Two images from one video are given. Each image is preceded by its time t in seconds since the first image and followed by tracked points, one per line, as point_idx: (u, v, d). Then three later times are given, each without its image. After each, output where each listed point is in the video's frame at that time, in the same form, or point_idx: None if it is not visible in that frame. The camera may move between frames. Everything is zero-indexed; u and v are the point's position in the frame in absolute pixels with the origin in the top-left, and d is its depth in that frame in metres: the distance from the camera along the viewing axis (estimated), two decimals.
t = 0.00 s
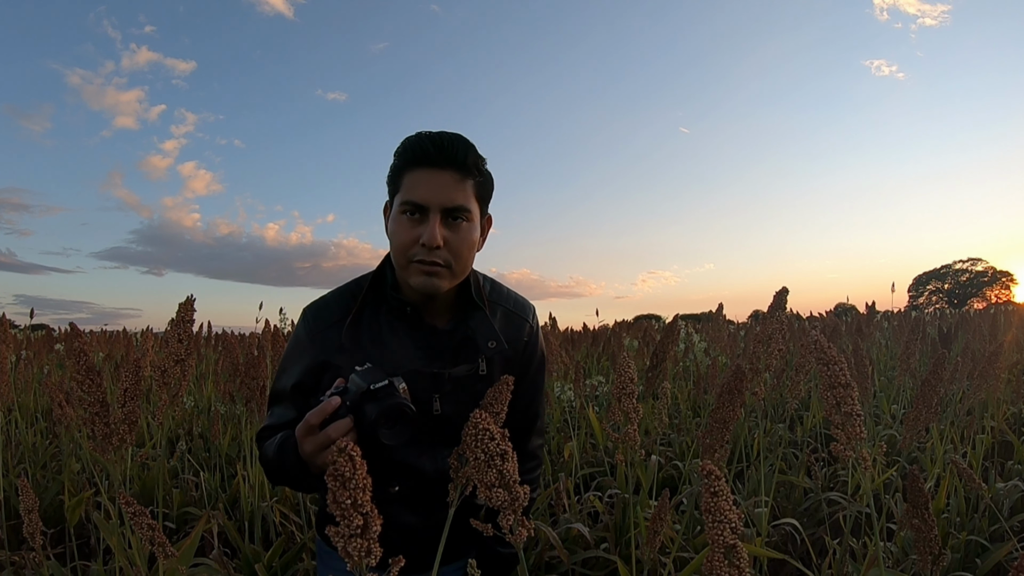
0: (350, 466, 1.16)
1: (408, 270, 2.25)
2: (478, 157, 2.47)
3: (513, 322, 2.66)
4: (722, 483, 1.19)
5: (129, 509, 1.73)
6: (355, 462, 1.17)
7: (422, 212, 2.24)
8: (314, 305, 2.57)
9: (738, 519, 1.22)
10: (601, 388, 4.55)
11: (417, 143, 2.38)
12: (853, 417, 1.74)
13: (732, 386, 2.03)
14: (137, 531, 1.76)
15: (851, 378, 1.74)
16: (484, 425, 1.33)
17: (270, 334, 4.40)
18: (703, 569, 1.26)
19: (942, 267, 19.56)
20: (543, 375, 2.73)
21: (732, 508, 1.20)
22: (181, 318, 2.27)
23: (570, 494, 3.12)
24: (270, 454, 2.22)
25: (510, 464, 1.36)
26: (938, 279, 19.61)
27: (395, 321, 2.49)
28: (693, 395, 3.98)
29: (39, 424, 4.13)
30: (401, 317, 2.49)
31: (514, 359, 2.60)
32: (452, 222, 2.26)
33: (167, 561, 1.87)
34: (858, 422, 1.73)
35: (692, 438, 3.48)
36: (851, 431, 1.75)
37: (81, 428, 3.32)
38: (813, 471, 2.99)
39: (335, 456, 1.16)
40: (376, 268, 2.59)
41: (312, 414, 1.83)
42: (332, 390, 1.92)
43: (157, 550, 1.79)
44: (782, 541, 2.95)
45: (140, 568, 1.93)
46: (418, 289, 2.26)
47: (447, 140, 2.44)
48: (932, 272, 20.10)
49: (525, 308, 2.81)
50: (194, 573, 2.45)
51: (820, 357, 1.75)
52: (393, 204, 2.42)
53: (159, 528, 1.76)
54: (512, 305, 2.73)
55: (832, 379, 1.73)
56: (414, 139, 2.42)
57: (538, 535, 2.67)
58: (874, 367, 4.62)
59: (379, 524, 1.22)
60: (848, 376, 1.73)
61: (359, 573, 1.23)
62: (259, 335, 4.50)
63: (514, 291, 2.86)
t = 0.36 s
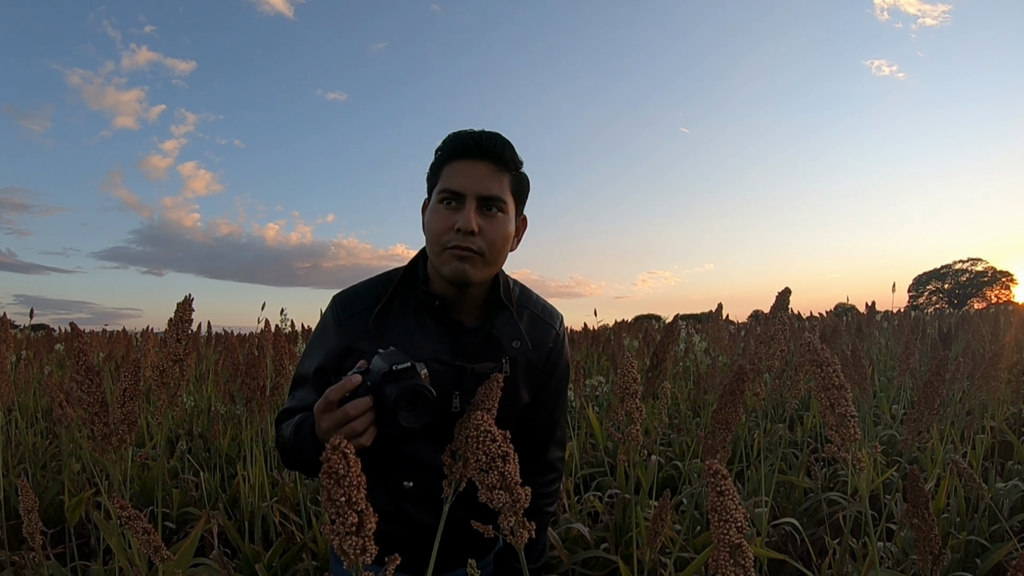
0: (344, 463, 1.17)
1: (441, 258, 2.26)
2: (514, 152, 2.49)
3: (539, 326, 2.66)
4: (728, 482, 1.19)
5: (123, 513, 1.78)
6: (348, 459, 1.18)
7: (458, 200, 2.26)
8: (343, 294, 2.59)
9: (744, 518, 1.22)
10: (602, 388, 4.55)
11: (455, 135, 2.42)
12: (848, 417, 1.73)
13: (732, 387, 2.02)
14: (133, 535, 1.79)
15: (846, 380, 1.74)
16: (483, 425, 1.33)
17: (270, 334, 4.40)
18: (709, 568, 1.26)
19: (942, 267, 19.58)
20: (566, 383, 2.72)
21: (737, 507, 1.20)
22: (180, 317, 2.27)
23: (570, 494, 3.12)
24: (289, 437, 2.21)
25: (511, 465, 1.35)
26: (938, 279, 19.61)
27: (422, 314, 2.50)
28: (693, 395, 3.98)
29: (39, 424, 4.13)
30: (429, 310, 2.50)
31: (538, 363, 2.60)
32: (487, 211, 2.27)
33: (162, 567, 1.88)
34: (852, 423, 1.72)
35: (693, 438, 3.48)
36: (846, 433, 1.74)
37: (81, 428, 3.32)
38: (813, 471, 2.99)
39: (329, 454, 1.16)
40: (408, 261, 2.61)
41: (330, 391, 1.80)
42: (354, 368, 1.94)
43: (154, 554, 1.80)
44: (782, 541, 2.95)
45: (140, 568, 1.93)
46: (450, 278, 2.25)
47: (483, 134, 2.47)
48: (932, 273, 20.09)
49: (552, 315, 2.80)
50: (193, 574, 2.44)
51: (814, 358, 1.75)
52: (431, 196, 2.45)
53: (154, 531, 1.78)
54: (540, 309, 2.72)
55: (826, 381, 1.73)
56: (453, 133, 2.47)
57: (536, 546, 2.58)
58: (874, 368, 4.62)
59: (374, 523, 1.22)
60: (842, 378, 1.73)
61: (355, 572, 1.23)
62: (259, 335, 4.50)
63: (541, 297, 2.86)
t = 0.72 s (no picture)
0: (348, 462, 1.17)
1: (449, 260, 2.25)
2: (525, 155, 2.49)
3: (542, 330, 2.66)
4: (730, 482, 1.19)
5: (123, 509, 1.75)
6: (353, 458, 1.17)
7: (470, 202, 2.25)
8: (346, 289, 2.57)
9: (745, 519, 1.22)
10: (602, 388, 4.56)
11: (469, 136, 2.41)
12: (846, 418, 1.74)
13: (732, 387, 2.02)
14: (133, 532, 1.77)
15: (844, 381, 1.74)
16: (483, 424, 1.33)
17: (270, 334, 4.40)
18: (710, 569, 1.26)
19: (942, 267, 19.58)
20: (567, 388, 2.74)
21: (739, 507, 1.20)
22: (179, 317, 2.27)
23: (570, 494, 3.12)
24: (290, 438, 2.22)
25: (510, 464, 1.35)
26: (938, 279, 19.61)
27: (428, 315, 2.50)
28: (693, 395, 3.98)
29: (39, 424, 4.13)
30: (435, 313, 2.49)
31: (542, 369, 2.62)
32: (498, 215, 2.28)
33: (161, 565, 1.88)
34: (850, 424, 1.73)
35: (693, 438, 3.48)
36: (844, 433, 1.74)
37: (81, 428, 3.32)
38: (813, 471, 2.99)
39: (334, 453, 1.16)
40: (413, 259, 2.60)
41: (341, 397, 1.82)
42: (363, 373, 1.90)
43: (154, 551, 1.79)
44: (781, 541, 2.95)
45: (140, 568, 1.93)
46: (457, 280, 2.25)
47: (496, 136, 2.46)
48: (932, 273, 20.09)
49: (555, 319, 2.80)
50: (193, 574, 2.45)
51: (812, 359, 1.76)
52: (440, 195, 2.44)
53: (154, 528, 1.77)
54: (543, 314, 2.72)
55: (824, 382, 1.73)
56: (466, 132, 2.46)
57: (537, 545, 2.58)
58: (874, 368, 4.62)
59: (377, 522, 1.22)
60: (840, 378, 1.73)
61: (357, 572, 1.23)
62: (259, 335, 4.50)
63: (545, 300, 2.86)
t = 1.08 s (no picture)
0: (355, 464, 1.17)
1: (416, 257, 2.25)
2: (489, 146, 2.50)
3: (508, 324, 2.68)
4: (724, 482, 1.19)
5: (131, 507, 1.73)
6: (359, 460, 1.17)
7: (434, 197, 2.25)
8: (308, 288, 2.54)
9: (741, 519, 1.22)
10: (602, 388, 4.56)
11: (431, 129, 2.41)
12: (851, 417, 1.73)
13: (732, 386, 2.02)
14: (139, 529, 1.77)
15: (848, 380, 1.74)
16: (484, 423, 1.33)
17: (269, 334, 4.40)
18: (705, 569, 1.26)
19: (942, 267, 19.58)
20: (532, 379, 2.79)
21: (734, 507, 1.20)
22: (180, 317, 2.27)
23: (570, 494, 3.12)
24: (259, 447, 2.20)
25: (510, 463, 1.35)
26: (938, 279, 19.64)
27: (395, 313, 2.50)
28: (693, 395, 3.98)
29: (39, 424, 4.13)
30: (403, 310, 2.50)
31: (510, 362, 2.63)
32: (464, 209, 2.29)
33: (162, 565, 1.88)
34: (854, 423, 1.72)
35: (693, 438, 3.48)
36: (848, 432, 1.74)
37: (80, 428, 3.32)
38: (813, 471, 2.99)
39: (341, 454, 1.16)
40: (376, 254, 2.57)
41: (324, 404, 1.79)
42: (337, 378, 1.90)
43: (159, 548, 1.79)
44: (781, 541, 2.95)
45: (140, 568, 1.93)
46: (425, 276, 2.26)
47: (459, 128, 2.46)
48: (932, 273, 20.10)
49: (520, 312, 2.82)
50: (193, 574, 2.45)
51: (816, 358, 1.76)
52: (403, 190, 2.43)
53: (161, 526, 1.77)
54: (508, 307, 2.75)
55: (828, 380, 1.73)
56: (429, 125, 2.45)
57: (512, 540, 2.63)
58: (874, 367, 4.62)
59: (383, 523, 1.22)
60: (844, 377, 1.73)
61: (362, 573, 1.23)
62: (259, 335, 4.50)
63: (509, 295, 2.88)
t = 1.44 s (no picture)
0: (350, 464, 1.16)
1: (379, 255, 2.25)
2: (446, 142, 2.52)
3: (473, 321, 2.71)
4: (730, 482, 1.20)
5: (121, 513, 1.79)
6: (354, 460, 1.17)
7: (394, 195, 2.26)
8: (271, 294, 2.54)
9: (745, 518, 1.22)
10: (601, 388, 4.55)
11: (388, 127, 2.42)
12: (852, 417, 1.73)
13: (733, 386, 2.02)
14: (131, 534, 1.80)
15: (848, 380, 1.74)
16: (485, 424, 1.33)
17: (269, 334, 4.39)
18: (710, 568, 1.26)
19: (942, 267, 19.58)
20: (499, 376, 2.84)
21: (739, 507, 1.20)
22: (181, 317, 2.27)
23: (570, 494, 3.12)
24: (226, 454, 2.19)
25: (511, 463, 1.35)
26: (938, 279, 19.63)
27: (360, 314, 2.50)
28: (693, 395, 3.98)
29: (39, 424, 4.13)
30: (367, 311, 2.49)
31: (477, 360, 2.67)
32: (425, 205, 2.30)
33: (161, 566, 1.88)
34: (855, 423, 1.72)
35: (693, 438, 3.48)
36: (849, 432, 1.74)
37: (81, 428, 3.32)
38: (813, 471, 2.99)
39: (335, 454, 1.16)
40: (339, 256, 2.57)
41: (290, 406, 1.77)
42: (304, 381, 1.88)
43: (152, 554, 1.81)
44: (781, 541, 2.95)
45: (140, 568, 1.93)
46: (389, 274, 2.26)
47: (415, 125, 2.48)
48: (932, 273, 20.10)
49: (484, 309, 2.84)
50: (193, 573, 2.45)
51: (817, 357, 1.76)
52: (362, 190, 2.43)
53: (153, 531, 1.80)
54: (473, 304, 2.78)
55: (829, 380, 1.73)
56: (386, 124, 2.46)
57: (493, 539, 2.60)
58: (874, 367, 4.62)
59: (378, 523, 1.22)
60: (845, 377, 1.73)
61: (359, 572, 1.23)
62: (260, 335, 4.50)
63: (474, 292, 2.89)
